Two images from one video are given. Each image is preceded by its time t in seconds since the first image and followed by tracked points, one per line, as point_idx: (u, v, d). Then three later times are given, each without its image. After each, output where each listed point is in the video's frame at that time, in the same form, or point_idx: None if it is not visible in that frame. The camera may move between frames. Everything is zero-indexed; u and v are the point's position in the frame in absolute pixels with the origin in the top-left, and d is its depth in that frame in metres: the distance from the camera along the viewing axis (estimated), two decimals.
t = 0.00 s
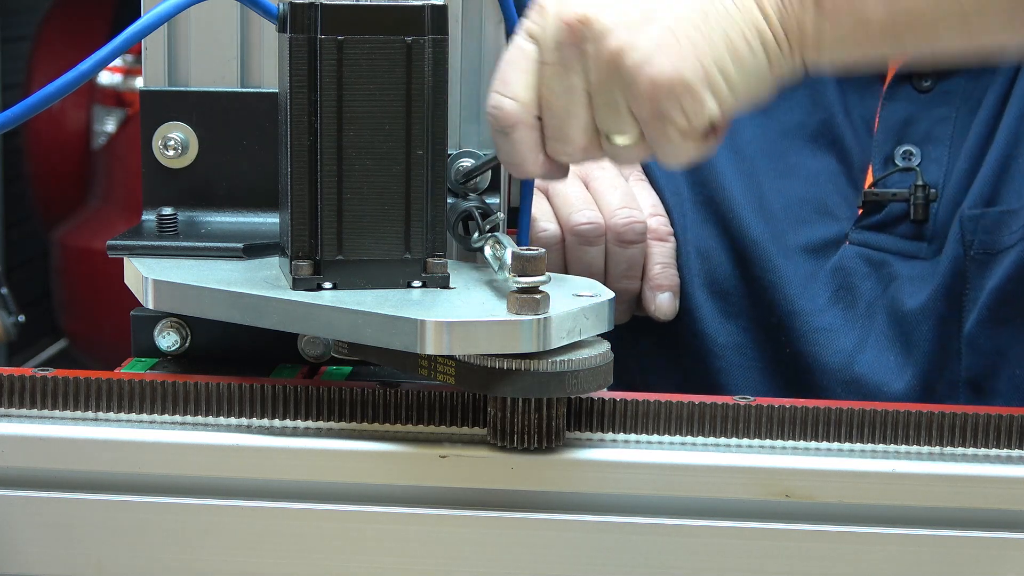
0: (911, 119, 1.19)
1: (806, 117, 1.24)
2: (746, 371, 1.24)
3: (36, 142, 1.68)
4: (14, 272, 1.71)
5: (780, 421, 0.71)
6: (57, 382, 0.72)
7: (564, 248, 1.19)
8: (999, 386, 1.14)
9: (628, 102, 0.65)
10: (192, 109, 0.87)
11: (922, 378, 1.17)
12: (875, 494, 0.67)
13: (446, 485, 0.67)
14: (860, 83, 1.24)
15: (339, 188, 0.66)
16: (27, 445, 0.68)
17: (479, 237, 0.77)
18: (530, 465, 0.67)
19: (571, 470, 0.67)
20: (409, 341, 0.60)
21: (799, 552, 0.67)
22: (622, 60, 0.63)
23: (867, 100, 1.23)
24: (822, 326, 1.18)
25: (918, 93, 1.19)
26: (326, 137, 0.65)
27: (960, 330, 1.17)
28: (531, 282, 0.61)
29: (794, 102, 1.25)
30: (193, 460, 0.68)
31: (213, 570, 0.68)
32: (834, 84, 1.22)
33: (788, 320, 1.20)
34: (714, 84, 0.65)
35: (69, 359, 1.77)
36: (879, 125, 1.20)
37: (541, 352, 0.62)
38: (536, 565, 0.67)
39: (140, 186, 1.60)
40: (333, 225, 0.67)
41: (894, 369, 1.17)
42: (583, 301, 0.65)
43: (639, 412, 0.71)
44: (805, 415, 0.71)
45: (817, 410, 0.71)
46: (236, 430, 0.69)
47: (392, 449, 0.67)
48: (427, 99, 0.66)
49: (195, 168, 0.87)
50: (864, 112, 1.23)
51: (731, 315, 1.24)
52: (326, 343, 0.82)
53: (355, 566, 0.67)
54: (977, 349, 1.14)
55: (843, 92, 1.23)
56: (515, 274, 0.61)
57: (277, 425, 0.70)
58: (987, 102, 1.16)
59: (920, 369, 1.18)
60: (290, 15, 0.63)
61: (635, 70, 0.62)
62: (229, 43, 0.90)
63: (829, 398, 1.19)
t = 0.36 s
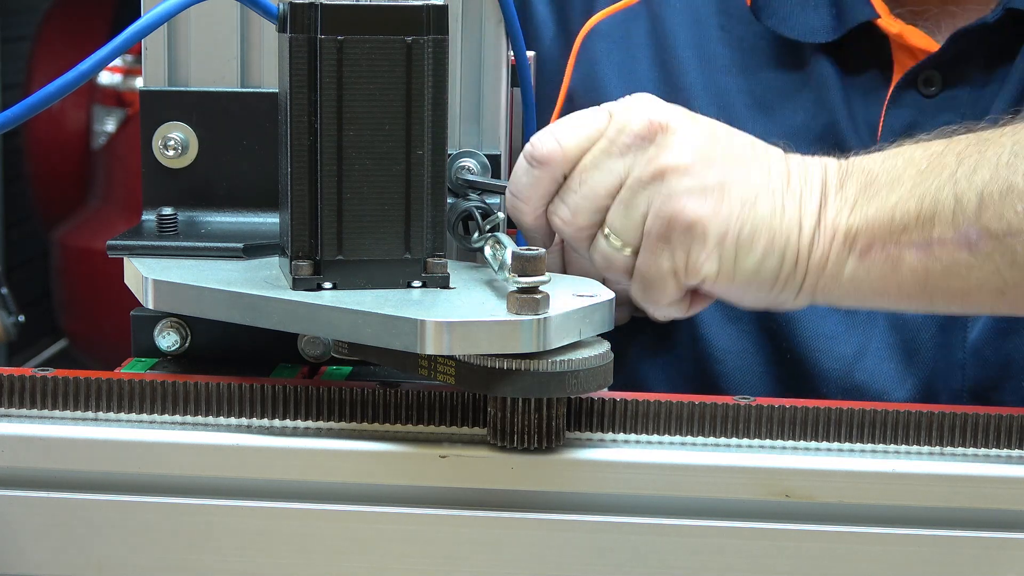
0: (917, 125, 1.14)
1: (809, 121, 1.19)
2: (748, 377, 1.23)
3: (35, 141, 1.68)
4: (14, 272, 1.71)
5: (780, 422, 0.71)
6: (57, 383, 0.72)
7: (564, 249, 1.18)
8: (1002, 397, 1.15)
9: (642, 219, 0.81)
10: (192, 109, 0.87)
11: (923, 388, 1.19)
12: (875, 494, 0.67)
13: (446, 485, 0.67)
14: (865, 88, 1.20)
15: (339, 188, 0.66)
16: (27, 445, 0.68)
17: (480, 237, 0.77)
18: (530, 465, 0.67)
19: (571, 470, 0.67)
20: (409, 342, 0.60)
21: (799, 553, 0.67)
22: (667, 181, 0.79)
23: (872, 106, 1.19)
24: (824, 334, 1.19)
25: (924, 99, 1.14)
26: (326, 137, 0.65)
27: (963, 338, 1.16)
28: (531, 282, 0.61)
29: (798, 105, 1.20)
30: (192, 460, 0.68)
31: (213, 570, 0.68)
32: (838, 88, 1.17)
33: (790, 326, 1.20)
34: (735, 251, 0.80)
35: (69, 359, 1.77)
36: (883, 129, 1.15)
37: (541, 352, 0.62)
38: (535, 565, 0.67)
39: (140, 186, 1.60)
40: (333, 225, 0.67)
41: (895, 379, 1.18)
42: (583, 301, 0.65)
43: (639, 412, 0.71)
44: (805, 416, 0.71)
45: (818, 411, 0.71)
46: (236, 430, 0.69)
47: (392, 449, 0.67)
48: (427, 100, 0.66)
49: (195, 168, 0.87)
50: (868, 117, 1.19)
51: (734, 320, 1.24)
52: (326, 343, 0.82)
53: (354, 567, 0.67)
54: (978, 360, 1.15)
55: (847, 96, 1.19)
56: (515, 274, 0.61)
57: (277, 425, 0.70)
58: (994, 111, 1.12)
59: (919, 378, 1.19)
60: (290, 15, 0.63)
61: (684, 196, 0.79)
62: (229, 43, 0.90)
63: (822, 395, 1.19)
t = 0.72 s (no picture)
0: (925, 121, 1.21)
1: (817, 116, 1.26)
2: (755, 372, 1.24)
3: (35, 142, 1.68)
4: (14, 272, 1.72)
5: (780, 422, 0.71)
6: (57, 382, 0.72)
7: (564, 250, 1.19)
8: (1008, 390, 1.14)
9: (635, 100, 0.63)
10: (193, 109, 0.87)
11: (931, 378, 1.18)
12: (875, 494, 0.67)
13: (446, 485, 0.67)
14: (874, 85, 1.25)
15: (339, 188, 0.66)
16: (27, 445, 0.68)
17: (479, 236, 0.77)
18: (530, 464, 0.67)
19: (571, 470, 0.67)
20: (409, 341, 0.60)
21: (798, 553, 0.67)
22: (636, 58, 0.61)
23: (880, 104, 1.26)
24: (834, 324, 1.18)
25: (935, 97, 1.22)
26: (326, 137, 0.65)
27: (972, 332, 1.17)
28: (531, 282, 0.61)
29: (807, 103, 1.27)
30: (192, 459, 0.68)
31: (212, 569, 0.68)
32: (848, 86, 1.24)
33: (798, 319, 1.20)
34: (733, 88, 0.62)
35: (68, 359, 1.78)
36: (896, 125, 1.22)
37: (541, 352, 0.62)
38: (535, 565, 0.67)
39: (140, 186, 1.60)
40: (333, 225, 0.67)
41: (904, 370, 1.16)
42: (583, 301, 0.65)
43: (639, 412, 0.71)
44: (805, 415, 0.71)
45: (818, 410, 0.71)
46: (236, 430, 0.69)
47: (392, 449, 0.67)
48: (428, 99, 0.66)
49: (195, 168, 0.87)
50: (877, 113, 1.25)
51: (742, 316, 1.24)
52: (326, 343, 0.82)
53: (354, 566, 0.67)
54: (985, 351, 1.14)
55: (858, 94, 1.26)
56: (516, 274, 0.61)
57: (277, 425, 0.70)
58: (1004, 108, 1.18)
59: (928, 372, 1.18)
60: (290, 15, 0.63)
61: (646, 69, 0.61)
62: (229, 44, 0.90)
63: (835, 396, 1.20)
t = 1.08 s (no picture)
0: (919, 115, 1.19)
1: (814, 112, 1.26)
2: (753, 371, 1.25)
3: (36, 142, 1.68)
4: (14, 272, 1.72)
5: (781, 422, 0.71)
6: (57, 382, 0.72)
7: (565, 248, 1.19)
8: (1001, 379, 1.15)
9: None
10: (192, 109, 0.87)
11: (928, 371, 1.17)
12: (875, 494, 0.67)
13: (446, 485, 0.67)
14: (870, 82, 1.25)
15: (339, 188, 0.66)
16: (28, 445, 0.68)
17: (479, 236, 0.77)
18: (530, 464, 0.67)
19: (571, 470, 0.67)
20: (409, 341, 0.60)
21: (798, 552, 0.67)
22: None
23: (877, 98, 1.24)
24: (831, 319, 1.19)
25: (928, 89, 1.20)
26: (326, 137, 0.65)
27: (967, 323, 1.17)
28: (531, 282, 0.61)
29: (803, 99, 1.27)
30: (192, 459, 0.68)
31: (212, 570, 0.68)
32: (843, 82, 1.24)
33: (797, 316, 1.21)
34: None
35: (68, 359, 1.77)
36: (889, 122, 1.20)
37: (541, 351, 0.62)
38: (535, 565, 0.67)
39: (139, 186, 1.60)
40: (333, 226, 0.67)
41: (901, 364, 1.16)
42: (583, 300, 0.65)
43: (639, 412, 0.71)
44: (805, 415, 0.71)
45: (817, 410, 0.71)
46: (236, 430, 0.69)
47: (392, 448, 0.67)
48: (428, 98, 0.66)
49: (195, 168, 0.87)
50: (873, 109, 1.24)
51: (739, 312, 1.25)
52: (327, 343, 0.82)
53: (353, 566, 0.67)
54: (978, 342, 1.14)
55: (854, 89, 1.25)
56: (515, 273, 0.61)
57: (277, 425, 0.70)
58: (995, 99, 1.16)
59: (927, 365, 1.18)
60: (290, 16, 0.63)
61: None
62: (229, 44, 0.90)
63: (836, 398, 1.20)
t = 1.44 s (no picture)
0: (900, 120, 1.19)
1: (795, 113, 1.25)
2: (741, 377, 1.28)
3: (37, 142, 1.68)
4: (14, 272, 1.72)
5: (780, 422, 0.71)
6: (57, 382, 0.72)
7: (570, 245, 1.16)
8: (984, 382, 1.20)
9: None
10: (193, 109, 0.87)
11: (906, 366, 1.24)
12: (874, 495, 0.67)
13: (445, 485, 0.67)
14: (849, 87, 1.25)
15: (339, 188, 0.66)
16: (27, 445, 0.68)
17: (479, 237, 0.78)
18: (530, 465, 0.67)
19: (571, 470, 0.67)
20: (409, 341, 0.60)
21: (795, 552, 0.67)
22: None
23: (858, 102, 1.24)
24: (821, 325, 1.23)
25: (908, 94, 1.19)
26: (326, 136, 0.65)
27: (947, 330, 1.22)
28: (531, 282, 0.60)
29: (784, 98, 1.26)
30: (192, 459, 0.68)
31: (210, 570, 0.68)
32: (825, 84, 1.23)
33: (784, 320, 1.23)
34: None
35: (68, 359, 1.78)
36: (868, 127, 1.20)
37: (541, 352, 0.62)
38: (534, 565, 0.67)
39: (139, 186, 1.60)
40: (333, 225, 0.67)
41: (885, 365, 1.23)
42: (584, 301, 0.65)
43: (639, 412, 0.70)
44: (805, 416, 0.71)
45: (816, 410, 0.71)
46: (236, 430, 0.69)
47: (392, 449, 0.67)
48: (428, 98, 0.65)
49: (195, 168, 0.87)
50: (854, 114, 1.24)
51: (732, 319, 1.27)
52: (326, 343, 0.82)
53: (351, 566, 0.67)
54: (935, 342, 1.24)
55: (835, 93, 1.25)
56: (516, 274, 0.61)
57: (277, 425, 0.70)
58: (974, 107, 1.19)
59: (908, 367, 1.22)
60: (290, 15, 0.63)
61: None
62: (229, 44, 0.90)
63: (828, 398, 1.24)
